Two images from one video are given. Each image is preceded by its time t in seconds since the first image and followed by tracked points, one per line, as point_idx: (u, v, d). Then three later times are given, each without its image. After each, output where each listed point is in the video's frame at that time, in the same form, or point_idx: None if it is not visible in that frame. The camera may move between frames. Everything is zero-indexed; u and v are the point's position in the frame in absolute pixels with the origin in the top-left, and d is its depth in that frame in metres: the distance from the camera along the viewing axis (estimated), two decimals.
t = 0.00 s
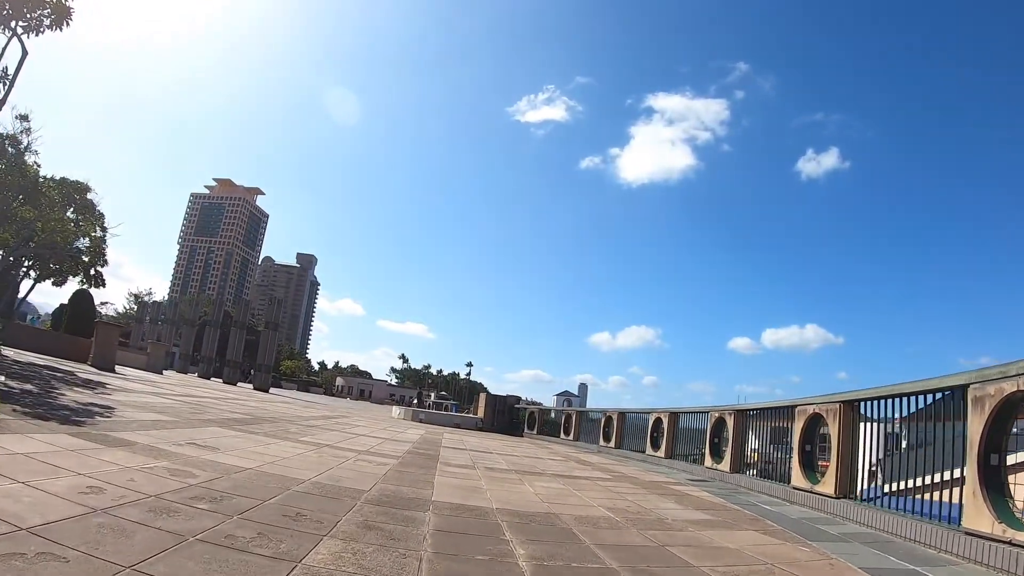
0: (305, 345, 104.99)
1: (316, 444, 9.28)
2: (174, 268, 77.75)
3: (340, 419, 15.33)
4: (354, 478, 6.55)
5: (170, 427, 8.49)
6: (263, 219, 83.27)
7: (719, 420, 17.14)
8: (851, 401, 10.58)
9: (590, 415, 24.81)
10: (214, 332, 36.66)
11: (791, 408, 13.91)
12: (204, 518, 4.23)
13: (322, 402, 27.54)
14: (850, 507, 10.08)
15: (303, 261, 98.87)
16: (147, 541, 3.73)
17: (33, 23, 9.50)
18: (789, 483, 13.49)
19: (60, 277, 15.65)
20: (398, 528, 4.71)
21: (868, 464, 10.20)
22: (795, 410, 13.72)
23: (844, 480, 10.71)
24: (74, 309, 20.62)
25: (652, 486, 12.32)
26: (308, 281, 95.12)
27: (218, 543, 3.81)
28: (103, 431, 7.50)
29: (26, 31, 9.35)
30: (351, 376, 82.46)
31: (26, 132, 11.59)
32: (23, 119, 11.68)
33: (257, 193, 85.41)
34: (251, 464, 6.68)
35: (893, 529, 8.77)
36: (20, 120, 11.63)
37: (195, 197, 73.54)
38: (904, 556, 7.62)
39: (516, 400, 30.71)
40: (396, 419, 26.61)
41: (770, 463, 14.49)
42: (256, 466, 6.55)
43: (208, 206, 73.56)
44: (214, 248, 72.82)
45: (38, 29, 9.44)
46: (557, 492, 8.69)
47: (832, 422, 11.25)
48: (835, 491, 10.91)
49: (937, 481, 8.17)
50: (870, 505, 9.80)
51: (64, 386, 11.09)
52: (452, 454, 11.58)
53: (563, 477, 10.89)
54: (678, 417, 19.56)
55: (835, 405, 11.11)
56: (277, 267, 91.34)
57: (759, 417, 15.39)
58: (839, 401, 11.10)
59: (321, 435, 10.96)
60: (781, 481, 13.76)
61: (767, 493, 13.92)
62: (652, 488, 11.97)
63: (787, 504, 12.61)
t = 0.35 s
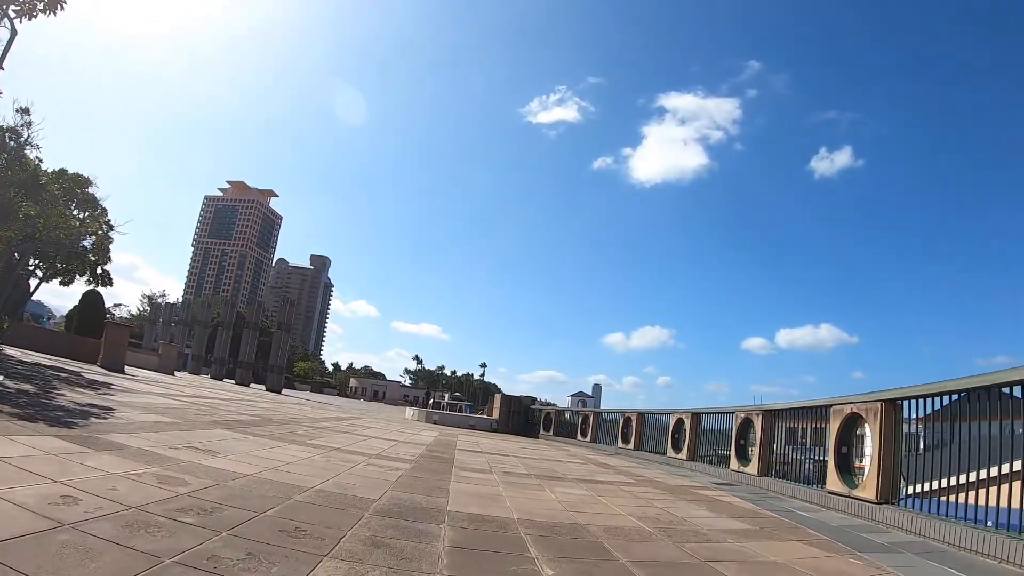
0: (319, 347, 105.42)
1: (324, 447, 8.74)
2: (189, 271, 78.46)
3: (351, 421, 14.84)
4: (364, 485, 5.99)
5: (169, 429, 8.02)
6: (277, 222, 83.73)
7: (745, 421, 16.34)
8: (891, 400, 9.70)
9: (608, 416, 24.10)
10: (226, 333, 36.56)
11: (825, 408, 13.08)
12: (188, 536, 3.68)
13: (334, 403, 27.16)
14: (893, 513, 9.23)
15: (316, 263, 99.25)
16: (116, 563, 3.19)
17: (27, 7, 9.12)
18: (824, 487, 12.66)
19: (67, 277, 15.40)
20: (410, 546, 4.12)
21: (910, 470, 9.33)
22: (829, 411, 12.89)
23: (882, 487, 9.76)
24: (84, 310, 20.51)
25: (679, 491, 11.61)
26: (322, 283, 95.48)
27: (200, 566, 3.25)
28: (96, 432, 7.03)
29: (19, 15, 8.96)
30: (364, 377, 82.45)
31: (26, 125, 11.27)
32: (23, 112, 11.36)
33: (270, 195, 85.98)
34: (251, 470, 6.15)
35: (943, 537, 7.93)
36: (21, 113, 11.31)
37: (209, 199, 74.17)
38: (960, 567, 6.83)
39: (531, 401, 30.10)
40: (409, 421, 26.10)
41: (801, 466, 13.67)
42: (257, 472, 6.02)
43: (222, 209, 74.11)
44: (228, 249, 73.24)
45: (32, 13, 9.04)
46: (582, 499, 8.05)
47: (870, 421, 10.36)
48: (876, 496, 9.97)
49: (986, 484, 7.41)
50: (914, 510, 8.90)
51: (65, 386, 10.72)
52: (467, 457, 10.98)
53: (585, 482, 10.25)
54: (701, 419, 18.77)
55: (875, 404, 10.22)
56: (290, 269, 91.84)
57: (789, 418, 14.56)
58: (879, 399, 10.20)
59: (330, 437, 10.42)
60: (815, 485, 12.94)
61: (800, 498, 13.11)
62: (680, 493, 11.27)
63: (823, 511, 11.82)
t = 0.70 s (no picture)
0: (331, 348, 105.73)
1: (329, 450, 8.22)
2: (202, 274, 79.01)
3: (361, 423, 14.37)
4: (371, 494, 5.45)
5: (166, 431, 7.57)
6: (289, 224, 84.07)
7: (770, 421, 15.57)
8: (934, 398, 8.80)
9: (624, 416, 23.42)
10: (237, 335, 36.44)
11: (859, 407, 12.30)
12: (158, 558, 3.16)
13: (345, 405, 26.78)
14: (937, 520, 8.41)
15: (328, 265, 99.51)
16: None
17: None
18: (859, 491, 11.87)
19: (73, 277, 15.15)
20: (419, 569, 3.55)
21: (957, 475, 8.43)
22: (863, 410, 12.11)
23: (925, 492, 8.89)
24: (92, 310, 20.37)
25: (705, 496, 10.93)
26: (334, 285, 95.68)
27: None
28: (86, 434, 6.57)
29: None
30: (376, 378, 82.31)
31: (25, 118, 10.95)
32: (22, 105, 11.04)
33: (282, 197, 86.44)
34: (248, 476, 5.63)
35: (1001, 545, 7.13)
36: (20, 106, 10.99)
37: (221, 202, 74.63)
38: None
39: (545, 402, 29.49)
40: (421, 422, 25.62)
41: (833, 468, 12.90)
42: (253, 480, 5.50)
43: (234, 211, 74.53)
44: (240, 252, 73.58)
45: None
46: (606, 507, 7.44)
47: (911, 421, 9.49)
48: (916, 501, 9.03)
49: None
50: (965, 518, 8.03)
51: (65, 386, 10.34)
52: (481, 461, 10.41)
53: (607, 487, 9.63)
54: (723, 420, 18.01)
55: (918, 402, 9.37)
56: (303, 271, 92.20)
57: (818, 418, 13.78)
58: (921, 397, 9.34)
59: (337, 440, 9.92)
60: (849, 489, 12.16)
61: (833, 502, 12.33)
62: (706, 498, 10.61)
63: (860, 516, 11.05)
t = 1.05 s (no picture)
0: (342, 351, 105.86)
1: (333, 456, 7.69)
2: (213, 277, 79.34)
3: (369, 426, 13.88)
4: (375, 505, 4.89)
5: (160, 435, 7.09)
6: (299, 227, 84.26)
7: (796, 422, 14.80)
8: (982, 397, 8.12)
9: (641, 418, 22.70)
10: (247, 337, 36.26)
11: (895, 407, 11.52)
12: None
13: (354, 407, 26.36)
14: (991, 527, 7.71)
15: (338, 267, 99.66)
16: None
17: None
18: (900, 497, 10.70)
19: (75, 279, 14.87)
20: None
21: (1011, 480, 7.82)
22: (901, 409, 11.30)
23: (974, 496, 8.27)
24: (99, 313, 20.23)
25: (734, 501, 10.26)
26: (344, 288, 95.80)
27: None
28: (71, 438, 6.10)
29: None
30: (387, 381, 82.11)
31: (20, 112, 10.57)
32: (19, 99, 10.67)
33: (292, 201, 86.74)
34: (242, 485, 5.11)
35: None
36: (16, 100, 10.63)
37: (231, 205, 74.97)
38: None
39: (558, 403, 28.87)
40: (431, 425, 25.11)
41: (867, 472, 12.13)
42: (247, 489, 4.97)
43: (245, 215, 74.86)
44: (251, 255, 73.82)
45: None
46: (633, 517, 6.82)
47: (956, 421, 8.78)
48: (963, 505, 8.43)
49: None
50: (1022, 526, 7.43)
51: (62, 388, 9.94)
52: (495, 466, 9.83)
53: (630, 493, 9.01)
54: (745, 421, 17.25)
55: (964, 400, 8.65)
56: (313, 274, 92.42)
57: (850, 418, 12.97)
58: (967, 395, 8.63)
59: (343, 444, 9.39)
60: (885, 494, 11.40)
61: (869, 508, 11.53)
62: (736, 504, 9.93)
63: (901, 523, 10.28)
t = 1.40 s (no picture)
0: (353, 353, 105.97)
1: (337, 460, 7.18)
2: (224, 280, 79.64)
3: (377, 428, 13.39)
4: (379, 518, 4.37)
5: (153, 439, 6.65)
6: (310, 229, 84.43)
7: (822, 422, 13.95)
8: None
9: (657, 419, 21.99)
10: (256, 339, 36.08)
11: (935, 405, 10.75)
12: None
13: (363, 409, 25.94)
14: None
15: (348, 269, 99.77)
16: None
17: None
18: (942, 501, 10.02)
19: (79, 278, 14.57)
20: None
21: None
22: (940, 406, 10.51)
23: None
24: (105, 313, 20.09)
25: (763, 506, 9.63)
26: (355, 290, 95.85)
27: None
28: (54, 442, 5.66)
29: None
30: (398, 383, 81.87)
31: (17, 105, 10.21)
32: (15, 91, 10.32)
33: (302, 203, 86.93)
34: (234, 494, 4.62)
35: None
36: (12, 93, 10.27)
37: (241, 208, 75.24)
38: None
39: (571, 404, 28.25)
40: (441, 426, 24.62)
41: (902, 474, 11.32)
42: (239, 499, 4.48)
43: (255, 217, 75.11)
44: (261, 257, 74.01)
45: None
46: (662, 527, 6.23)
47: (1003, 419, 8.09)
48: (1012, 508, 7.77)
49: None
50: None
51: (58, 389, 9.55)
52: (508, 470, 9.24)
53: (654, 500, 8.42)
54: (767, 421, 16.48)
55: (1012, 396, 7.93)
56: (324, 276, 92.59)
57: (882, 417, 12.16)
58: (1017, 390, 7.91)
59: (348, 447, 8.87)
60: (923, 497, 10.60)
61: (908, 512, 10.75)
62: (767, 509, 9.29)
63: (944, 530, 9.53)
